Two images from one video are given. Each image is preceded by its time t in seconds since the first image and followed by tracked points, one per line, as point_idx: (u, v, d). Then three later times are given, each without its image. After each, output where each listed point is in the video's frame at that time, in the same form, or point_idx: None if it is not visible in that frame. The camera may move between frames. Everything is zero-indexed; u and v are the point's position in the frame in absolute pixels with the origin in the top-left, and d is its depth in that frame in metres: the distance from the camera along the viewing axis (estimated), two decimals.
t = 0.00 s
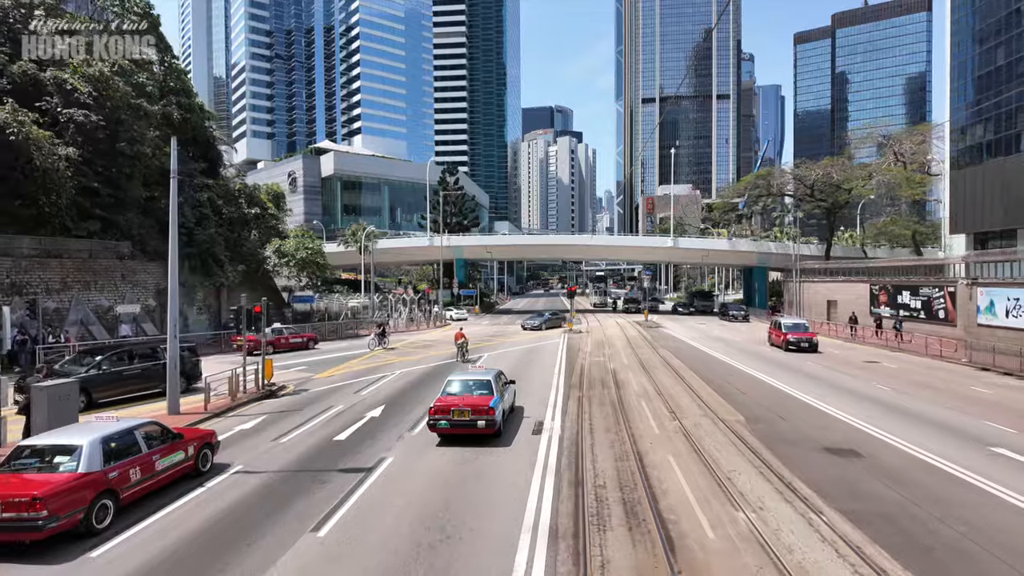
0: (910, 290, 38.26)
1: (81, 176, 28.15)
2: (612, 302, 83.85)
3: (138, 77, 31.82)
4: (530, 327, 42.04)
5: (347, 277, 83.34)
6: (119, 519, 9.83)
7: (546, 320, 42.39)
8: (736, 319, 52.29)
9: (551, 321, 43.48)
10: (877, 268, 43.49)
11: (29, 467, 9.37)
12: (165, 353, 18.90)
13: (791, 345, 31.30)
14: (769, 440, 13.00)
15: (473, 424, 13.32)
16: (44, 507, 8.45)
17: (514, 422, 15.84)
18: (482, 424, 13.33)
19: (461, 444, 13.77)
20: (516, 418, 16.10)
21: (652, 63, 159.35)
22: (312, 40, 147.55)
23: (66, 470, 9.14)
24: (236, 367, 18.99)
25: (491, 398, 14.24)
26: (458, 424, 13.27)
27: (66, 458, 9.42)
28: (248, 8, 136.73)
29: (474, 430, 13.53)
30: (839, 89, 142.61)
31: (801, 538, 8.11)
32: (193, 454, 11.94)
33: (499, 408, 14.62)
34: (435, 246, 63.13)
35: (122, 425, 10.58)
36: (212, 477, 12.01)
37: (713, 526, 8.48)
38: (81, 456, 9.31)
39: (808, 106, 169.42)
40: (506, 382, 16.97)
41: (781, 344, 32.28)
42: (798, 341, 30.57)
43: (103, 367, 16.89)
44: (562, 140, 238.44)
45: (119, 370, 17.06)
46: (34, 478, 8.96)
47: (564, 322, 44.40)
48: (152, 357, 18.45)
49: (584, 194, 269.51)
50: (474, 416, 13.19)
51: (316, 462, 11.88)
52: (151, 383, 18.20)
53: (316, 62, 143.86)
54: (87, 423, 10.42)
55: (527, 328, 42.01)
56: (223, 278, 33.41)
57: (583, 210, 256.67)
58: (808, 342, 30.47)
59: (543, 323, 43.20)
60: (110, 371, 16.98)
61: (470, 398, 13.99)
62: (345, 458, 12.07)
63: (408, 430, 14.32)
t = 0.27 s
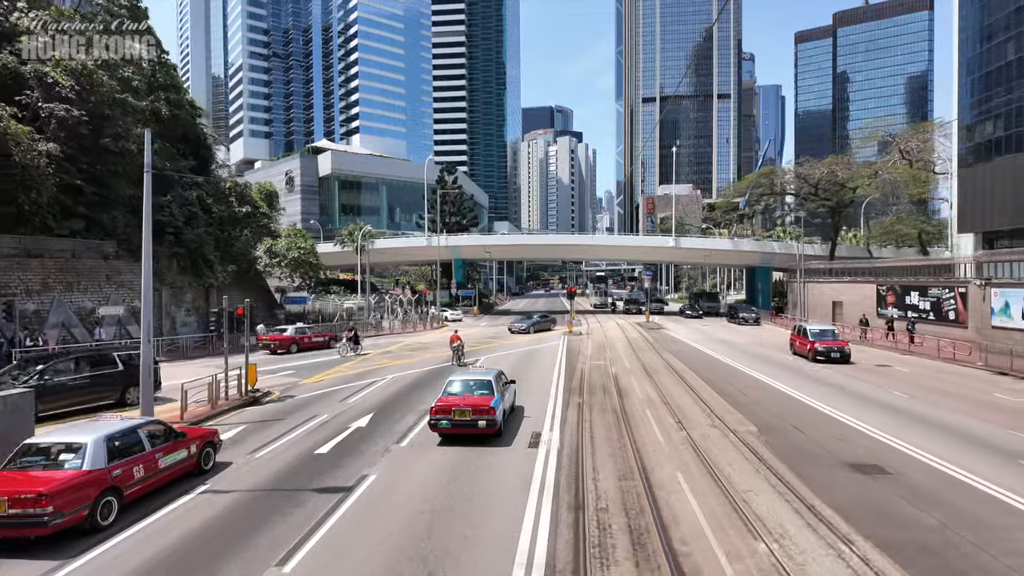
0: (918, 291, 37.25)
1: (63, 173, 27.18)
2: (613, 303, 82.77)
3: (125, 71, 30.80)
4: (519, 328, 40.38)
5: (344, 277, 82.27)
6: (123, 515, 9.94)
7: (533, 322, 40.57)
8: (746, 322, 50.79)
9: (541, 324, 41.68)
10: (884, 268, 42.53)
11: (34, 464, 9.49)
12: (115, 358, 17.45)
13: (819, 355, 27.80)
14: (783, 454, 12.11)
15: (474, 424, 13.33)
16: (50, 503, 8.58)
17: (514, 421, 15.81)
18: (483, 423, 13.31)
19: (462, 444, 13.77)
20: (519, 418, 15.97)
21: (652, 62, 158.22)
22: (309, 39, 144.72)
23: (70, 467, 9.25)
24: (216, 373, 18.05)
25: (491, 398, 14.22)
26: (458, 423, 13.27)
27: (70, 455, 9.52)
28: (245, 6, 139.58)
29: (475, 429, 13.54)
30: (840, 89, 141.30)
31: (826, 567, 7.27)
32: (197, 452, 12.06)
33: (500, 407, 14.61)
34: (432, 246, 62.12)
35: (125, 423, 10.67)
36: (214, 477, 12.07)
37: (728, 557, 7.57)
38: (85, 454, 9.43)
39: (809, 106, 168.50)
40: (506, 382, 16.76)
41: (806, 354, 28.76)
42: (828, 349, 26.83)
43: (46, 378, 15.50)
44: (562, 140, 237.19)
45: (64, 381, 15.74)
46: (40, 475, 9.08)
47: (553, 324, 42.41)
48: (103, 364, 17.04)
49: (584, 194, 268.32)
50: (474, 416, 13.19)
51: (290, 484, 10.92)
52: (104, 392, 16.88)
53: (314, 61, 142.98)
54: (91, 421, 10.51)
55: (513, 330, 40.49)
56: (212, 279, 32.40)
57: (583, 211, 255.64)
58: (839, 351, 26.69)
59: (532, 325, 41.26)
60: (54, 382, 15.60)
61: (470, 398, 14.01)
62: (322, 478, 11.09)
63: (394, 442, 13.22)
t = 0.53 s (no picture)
0: (929, 291, 36.22)
1: (45, 169, 26.28)
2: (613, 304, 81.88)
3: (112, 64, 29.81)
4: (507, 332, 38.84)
5: (342, 277, 81.35)
6: (125, 515, 9.70)
7: (521, 325, 38.80)
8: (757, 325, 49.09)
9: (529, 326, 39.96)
10: (892, 268, 41.58)
11: (37, 463, 9.31)
12: (55, 368, 15.89)
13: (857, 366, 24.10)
14: (805, 471, 11.07)
15: (477, 423, 13.39)
16: (53, 501, 8.37)
17: (517, 422, 15.75)
18: (486, 423, 13.38)
19: (465, 444, 13.84)
20: (520, 419, 15.97)
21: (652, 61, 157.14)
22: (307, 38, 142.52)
23: (72, 466, 9.06)
24: (196, 379, 17.01)
25: (494, 397, 14.19)
26: (461, 424, 13.31)
27: (72, 454, 9.33)
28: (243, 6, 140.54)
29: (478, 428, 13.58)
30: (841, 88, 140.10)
31: None
32: (197, 452, 11.79)
33: (501, 405, 14.56)
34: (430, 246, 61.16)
35: (128, 422, 10.48)
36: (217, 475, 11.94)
37: None
38: (88, 452, 9.24)
39: (810, 106, 167.76)
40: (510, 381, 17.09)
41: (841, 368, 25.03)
42: (869, 360, 23.20)
43: None
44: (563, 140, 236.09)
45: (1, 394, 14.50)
46: (42, 474, 8.89)
47: (542, 325, 40.62)
48: (40, 375, 15.49)
49: (584, 194, 267.15)
50: (478, 416, 13.23)
51: (259, 504, 9.81)
52: (43, 406, 15.36)
53: (313, 60, 142.14)
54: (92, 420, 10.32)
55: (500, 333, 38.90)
56: (202, 280, 31.40)
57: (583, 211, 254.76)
58: (883, 362, 23.03)
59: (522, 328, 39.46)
60: None
61: (473, 398, 14.04)
62: (299, 498, 10.00)
63: (381, 457, 12.14)
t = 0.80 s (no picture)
0: (940, 291, 35.19)
1: (27, 165, 25.40)
2: (614, 304, 80.92)
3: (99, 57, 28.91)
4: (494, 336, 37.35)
5: (341, 277, 80.44)
6: (123, 515, 9.60)
7: (508, 328, 37.44)
8: (769, 329, 46.94)
9: (516, 329, 38.45)
10: (901, 267, 40.68)
11: (36, 462, 9.20)
12: None
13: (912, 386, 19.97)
14: (830, 490, 10.11)
15: (478, 423, 13.44)
16: (50, 502, 8.26)
17: (518, 421, 15.77)
18: (487, 423, 13.44)
19: (466, 444, 13.91)
20: (521, 418, 15.94)
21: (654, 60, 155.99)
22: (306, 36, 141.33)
23: (70, 466, 8.94)
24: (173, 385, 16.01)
25: (496, 397, 14.25)
26: (462, 424, 13.37)
27: (70, 454, 9.23)
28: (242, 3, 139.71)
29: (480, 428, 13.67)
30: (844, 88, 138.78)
31: None
32: (197, 452, 11.67)
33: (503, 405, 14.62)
34: (429, 245, 60.23)
35: (127, 422, 10.38)
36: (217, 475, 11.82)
37: None
38: (86, 452, 9.13)
39: (812, 105, 166.79)
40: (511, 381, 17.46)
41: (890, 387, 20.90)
42: (930, 378, 19.11)
43: None
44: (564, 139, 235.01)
45: None
46: (40, 474, 8.78)
47: (530, 328, 39.24)
48: None
49: (586, 194, 266.03)
50: (480, 416, 13.30)
51: (229, 529, 8.81)
52: None
53: (312, 58, 141.39)
54: (91, 420, 10.22)
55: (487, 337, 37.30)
56: (192, 279, 30.46)
57: (584, 211, 253.87)
58: (947, 381, 19.06)
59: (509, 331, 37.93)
60: None
61: (475, 398, 14.10)
62: (271, 521, 9.02)
63: (365, 472, 11.14)
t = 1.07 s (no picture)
0: (951, 292, 34.13)
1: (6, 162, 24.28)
2: (615, 304, 79.97)
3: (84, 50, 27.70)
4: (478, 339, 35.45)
5: (339, 277, 79.48)
6: (117, 519, 9.48)
7: (493, 331, 35.92)
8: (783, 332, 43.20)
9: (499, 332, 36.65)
10: (910, 268, 39.73)
11: (28, 465, 9.10)
12: None
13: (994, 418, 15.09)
14: (857, 512, 9.13)
15: (478, 423, 13.69)
16: (42, 505, 8.20)
17: (518, 421, 15.87)
18: (487, 423, 13.72)
19: (468, 444, 14.20)
20: (521, 421, 15.84)
21: (655, 59, 155.09)
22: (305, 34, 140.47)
23: (63, 468, 8.86)
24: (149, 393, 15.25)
25: (496, 397, 14.51)
26: (462, 424, 13.64)
27: (63, 456, 9.14)
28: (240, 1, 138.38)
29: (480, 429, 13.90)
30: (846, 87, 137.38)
31: None
32: (193, 455, 11.55)
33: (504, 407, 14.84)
34: (428, 245, 59.27)
35: (122, 423, 10.32)
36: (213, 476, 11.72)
37: None
38: (79, 454, 9.04)
39: (814, 105, 165.84)
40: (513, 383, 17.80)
41: (962, 412, 16.18)
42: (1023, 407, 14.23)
43: None
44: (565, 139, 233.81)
45: None
46: (32, 477, 8.69)
47: (516, 331, 37.60)
48: None
49: (587, 193, 264.78)
50: (479, 416, 13.54)
51: (192, 557, 7.95)
52: None
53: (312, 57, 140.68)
54: (86, 422, 10.16)
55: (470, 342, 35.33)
56: (181, 280, 29.62)
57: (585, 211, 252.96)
58: None
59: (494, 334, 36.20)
60: None
61: (476, 399, 14.27)
62: (237, 551, 8.07)
63: (346, 491, 10.24)
